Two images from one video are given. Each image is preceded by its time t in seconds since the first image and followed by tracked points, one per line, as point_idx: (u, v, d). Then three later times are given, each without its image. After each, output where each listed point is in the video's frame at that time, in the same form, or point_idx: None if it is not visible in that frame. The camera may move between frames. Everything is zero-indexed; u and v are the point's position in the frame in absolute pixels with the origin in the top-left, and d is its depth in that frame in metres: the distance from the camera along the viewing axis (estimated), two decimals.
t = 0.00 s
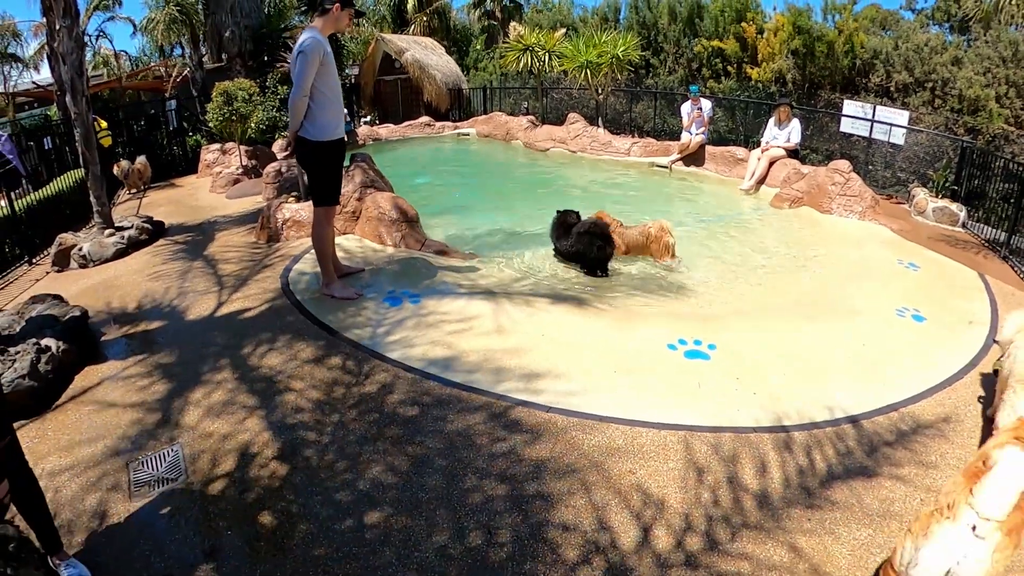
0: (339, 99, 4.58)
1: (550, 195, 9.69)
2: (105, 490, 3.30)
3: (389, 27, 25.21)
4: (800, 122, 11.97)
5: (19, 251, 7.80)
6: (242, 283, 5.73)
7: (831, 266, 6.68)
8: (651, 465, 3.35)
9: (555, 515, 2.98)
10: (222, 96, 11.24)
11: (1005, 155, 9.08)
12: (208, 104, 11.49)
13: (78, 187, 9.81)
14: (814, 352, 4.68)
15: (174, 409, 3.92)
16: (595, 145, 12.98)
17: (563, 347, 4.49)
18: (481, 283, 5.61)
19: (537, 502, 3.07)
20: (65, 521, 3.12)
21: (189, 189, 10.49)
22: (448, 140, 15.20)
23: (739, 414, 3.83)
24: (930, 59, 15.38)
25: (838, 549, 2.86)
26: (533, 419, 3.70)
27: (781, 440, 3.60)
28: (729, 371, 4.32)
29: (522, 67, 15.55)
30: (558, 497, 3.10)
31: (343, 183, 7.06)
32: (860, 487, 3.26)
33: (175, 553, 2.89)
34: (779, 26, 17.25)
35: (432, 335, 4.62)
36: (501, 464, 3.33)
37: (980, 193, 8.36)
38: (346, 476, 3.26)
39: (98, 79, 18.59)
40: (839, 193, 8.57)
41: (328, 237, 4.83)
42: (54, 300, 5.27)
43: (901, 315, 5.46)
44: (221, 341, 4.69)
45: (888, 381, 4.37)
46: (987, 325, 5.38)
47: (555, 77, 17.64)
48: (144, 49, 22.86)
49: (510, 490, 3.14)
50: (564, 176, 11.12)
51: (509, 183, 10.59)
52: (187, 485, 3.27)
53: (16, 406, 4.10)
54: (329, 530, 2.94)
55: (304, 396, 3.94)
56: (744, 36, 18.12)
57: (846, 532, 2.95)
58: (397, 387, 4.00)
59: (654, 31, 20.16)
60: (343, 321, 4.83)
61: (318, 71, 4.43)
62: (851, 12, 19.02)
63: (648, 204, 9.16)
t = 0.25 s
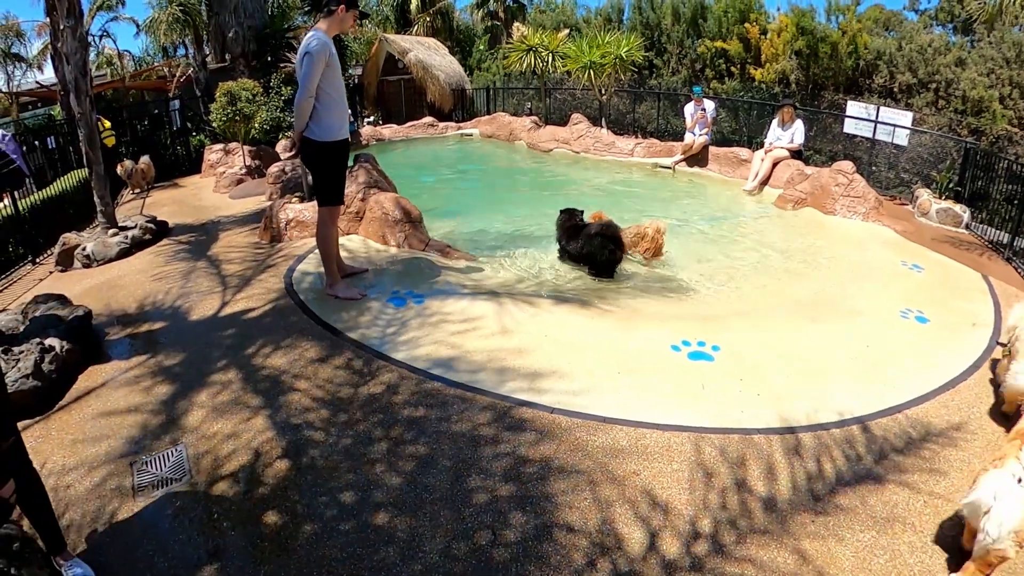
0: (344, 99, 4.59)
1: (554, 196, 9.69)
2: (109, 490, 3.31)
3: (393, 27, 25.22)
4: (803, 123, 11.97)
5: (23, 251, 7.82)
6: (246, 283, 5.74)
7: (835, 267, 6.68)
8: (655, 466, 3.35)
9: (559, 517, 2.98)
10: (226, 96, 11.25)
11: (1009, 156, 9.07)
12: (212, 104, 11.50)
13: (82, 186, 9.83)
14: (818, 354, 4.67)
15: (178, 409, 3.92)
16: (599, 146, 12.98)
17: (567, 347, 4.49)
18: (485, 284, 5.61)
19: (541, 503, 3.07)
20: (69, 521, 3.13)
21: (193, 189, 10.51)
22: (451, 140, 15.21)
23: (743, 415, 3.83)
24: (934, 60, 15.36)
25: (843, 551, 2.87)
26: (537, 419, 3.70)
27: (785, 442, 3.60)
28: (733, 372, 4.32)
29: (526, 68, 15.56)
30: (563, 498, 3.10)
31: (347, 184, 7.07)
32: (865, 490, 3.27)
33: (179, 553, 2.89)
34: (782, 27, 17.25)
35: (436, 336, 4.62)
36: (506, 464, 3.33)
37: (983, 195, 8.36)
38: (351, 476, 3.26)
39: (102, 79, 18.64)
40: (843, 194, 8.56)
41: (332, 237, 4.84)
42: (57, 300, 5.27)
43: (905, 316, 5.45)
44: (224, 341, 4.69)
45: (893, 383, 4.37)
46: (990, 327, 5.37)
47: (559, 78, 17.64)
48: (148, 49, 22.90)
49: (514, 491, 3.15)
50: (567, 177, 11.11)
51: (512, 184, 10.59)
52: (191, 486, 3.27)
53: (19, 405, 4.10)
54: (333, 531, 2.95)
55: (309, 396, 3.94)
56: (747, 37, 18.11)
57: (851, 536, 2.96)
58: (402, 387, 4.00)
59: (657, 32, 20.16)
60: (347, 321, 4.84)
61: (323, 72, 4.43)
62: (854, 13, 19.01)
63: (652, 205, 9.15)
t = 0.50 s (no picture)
0: (347, 97, 4.58)
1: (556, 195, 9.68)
2: (109, 488, 3.31)
3: (395, 26, 25.22)
4: (807, 121, 11.94)
5: (25, 249, 7.83)
6: (247, 281, 5.74)
7: (839, 266, 6.65)
8: (658, 465, 3.34)
9: (563, 516, 2.97)
10: (228, 94, 11.20)
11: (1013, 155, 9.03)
12: (214, 103, 11.48)
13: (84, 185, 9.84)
14: (821, 353, 4.66)
15: (179, 408, 3.92)
16: (602, 144, 12.96)
17: (569, 346, 4.48)
18: (487, 282, 5.60)
19: (544, 502, 3.06)
20: (69, 519, 3.12)
21: (194, 188, 10.50)
22: (454, 139, 15.20)
23: (746, 414, 3.82)
24: (937, 58, 15.29)
25: (848, 552, 2.86)
26: (539, 418, 3.69)
27: (789, 442, 3.59)
28: (737, 371, 4.31)
29: (528, 66, 15.54)
30: (567, 497, 3.09)
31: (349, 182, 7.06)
32: (871, 491, 3.26)
33: (178, 551, 2.88)
34: (785, 25, 17.25)
35: (438, 334, 4.61)
36: (509, 463, 3.32)
37: (987, 193, 8.34)
38: (352, 476, 3.25)
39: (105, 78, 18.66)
40: (846, 193, 8.54)
41: (334, 234, 4.84)
42: (58, 297, 5.28)
43: (909, 315, 5.44)
44: (225, 339, 4.69)
45: (896, 382, 4.35)
46: (995, 326, 5.36)
47: (561, 76, 17.63)
48: (151, 47, 22.92)
49: (517, 490, 3.14)
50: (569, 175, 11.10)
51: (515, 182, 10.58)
52: (191, 484, 3.27)
53: (19, 404, 4.14)
54: (334, 530, 2.94)
55: (310, 394, 3.94)
56: (750, 36, 18.08)
57: (857, 537, 2.95)
58: (404, 386, 3.99)
59: (660, 30, 20.15)
60: (349, 319, 4.82)
61: (327, 69, 4.42)
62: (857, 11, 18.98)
63: (654, 203, 9.14)
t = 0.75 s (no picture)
0: (349, 96, 4.59)
1: (559, 194, 9.67)
2: (109, 486, 3.31)
3: (398, 26, 25.22)
4: (810, 121, 11.92)
5: (27, 248, 7.84)
6: (248, 280, 5.74)
7: (841, 266, 6.64)
8: (658, 465, 3.34)
9: (562, 516, 2.97)
10: (230, 94, 11.19)
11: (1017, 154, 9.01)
12: (217, 102, 11.49)
13: (87, 184, 9.86)
14: (823, 352, 4.65)
15: (179, 405, 3.92)
16: (604, 144, 12.95)
17: (570, 345, 4.48)
18: (489, 281, 5.59)
19: (543, 502, 3.06)
20: (68, 517, 3.12)
21: (197, 187, 10.51)
22: (456, 138, 15.21)
23: (747, 414, 3.82)
24: (941, 58, 15.38)
25: (848, 554, 2.86)
26: (539, 417, 3.69)
27: (790, 442, 3.60)
28: (737, 370, 4.31)
29: (531, 66, 15.53)
30: (567, 497, 3.09)
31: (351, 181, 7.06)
32: (872, 492, 3.25)
33: (176, 549, 2.89)
34: (789, 24, 17.24)
35: (439, 333, 4.61)
36: (508, 463, 3.32)
37: (991, 193, 8.33)
38: (352, 474, 3.25)
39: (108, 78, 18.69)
40: (850, 192, 8.52)
41: (338, 232, 4.84)
42: (59, 296, 5.28)
43: (911, 315, 5.43)
44: (226, 337, 4.69)
45: (898, 382, 4.35)
46: (998, 326, 5.35)
47: (564, 76, 17.62)
48: (154, 47, 22.97)
49: (516, 489, 3.13)
50: (572, 175, 11.09)
51: (517, 182, 10.57)
52: (191, 482, 3.27)
53: (20, 402, 4.13)
54: (332, 528, 2.94)
55: (310, 392, 3.94)
56: (753, 35, 18.05)
57: (858, 538, 2.94)
58: (405, 385, 3.99)
59: (663, 30, 20.13)
60: (349, 318, 4.82)
61: (331, 67, 4.43)
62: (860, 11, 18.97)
63: (657, 203, 9.13)
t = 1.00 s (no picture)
0: (354, 94, 4.60)
1: (562, 194, 9.67)
2: (113, 485, 3.32)
3: (402, 26, 25.23)
4: (813, 120, 11.91)
5: (31, 247, 7.86)
6: (252, 279, 5.75)
7: (844, 266, 6.64)
8: (662, 464, 3.35)
9: (565, 516, 2.97)
10: (234, 93, 11.20)
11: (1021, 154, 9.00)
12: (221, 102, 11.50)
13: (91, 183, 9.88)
14: (827, 353, 4.65)
15: (184, 405, 3.93)
16: (608, 144, 12.95)
17: (573, 345, 4.48)
18: (493, 281, 5.60)
19: (546, 501, 3.06)
20: (73, 515, 3.13)
21: (201, 186, 10.54)
22: (459, 138, 15.22)
23: (752, 415, 3.82)
24: (944, 58, 15.34)
25: (851, 553, 2.86)
26: (543, 417, 3.70)
27: (794, 441, 3.60)
28: (741, 370, 4.31)
29: (534, 65, 15.53)
30: (569, 496, 3.10)
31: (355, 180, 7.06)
32: (875, 492, 3.25)
33: (181, 548, 2.90)
34: (792, 24, 17.23)
35: (442, 334, 4.62)
36: (511, 462, 3.33)
37: (994, 194, 8.34)
38: (355, 473, 3.26)
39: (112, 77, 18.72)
40: (853, 192, 8.51)
41: (344, 233, 4.84)
42: (64, 295, 5.29)
43: (915, 315, 5.43)
44: (230, 337, 4.70)
45: (902, 382, 4.35)
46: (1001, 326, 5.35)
47: (567, 75, 17.63)
48: (157, 46, 22.99)
49: (520, 489, 3.14)
50: (575, 175, 11.09)
51: (521, 182, 10.58)
52: (196, 481, 3.28)
53: (25, 401, 4.14)
54: (336, 527, 2.95)
55: (314, 392, 3.95)
56: (757, 35, 18.02)
57: (860, 538, 2.95)
58: (409, 384, 4.00)
59: (666, 29, 20.14)
60: (353, 318, 4.83)
61: (334, 67, 4.44)
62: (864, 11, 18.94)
63: (660, 203, 9.12)
